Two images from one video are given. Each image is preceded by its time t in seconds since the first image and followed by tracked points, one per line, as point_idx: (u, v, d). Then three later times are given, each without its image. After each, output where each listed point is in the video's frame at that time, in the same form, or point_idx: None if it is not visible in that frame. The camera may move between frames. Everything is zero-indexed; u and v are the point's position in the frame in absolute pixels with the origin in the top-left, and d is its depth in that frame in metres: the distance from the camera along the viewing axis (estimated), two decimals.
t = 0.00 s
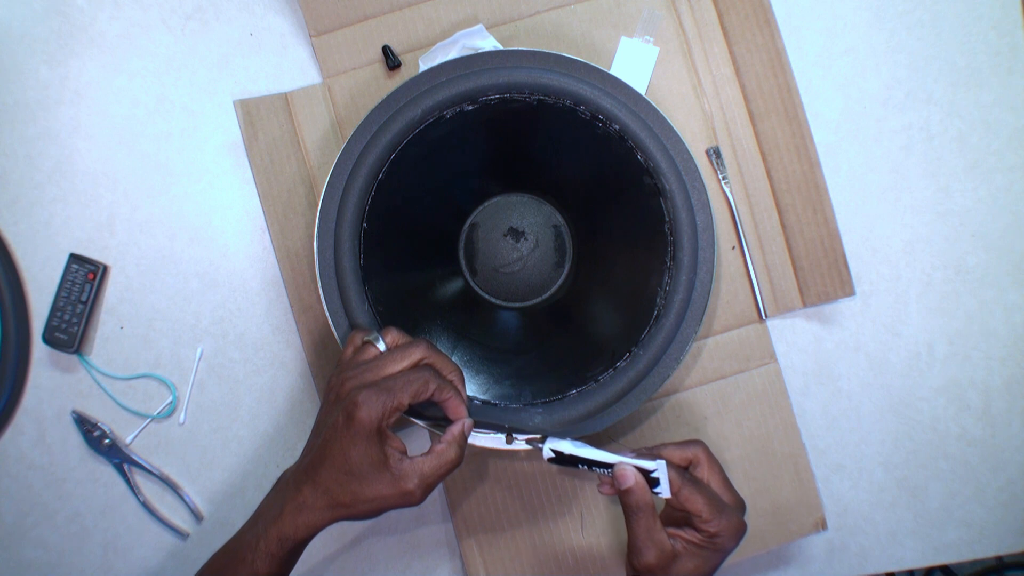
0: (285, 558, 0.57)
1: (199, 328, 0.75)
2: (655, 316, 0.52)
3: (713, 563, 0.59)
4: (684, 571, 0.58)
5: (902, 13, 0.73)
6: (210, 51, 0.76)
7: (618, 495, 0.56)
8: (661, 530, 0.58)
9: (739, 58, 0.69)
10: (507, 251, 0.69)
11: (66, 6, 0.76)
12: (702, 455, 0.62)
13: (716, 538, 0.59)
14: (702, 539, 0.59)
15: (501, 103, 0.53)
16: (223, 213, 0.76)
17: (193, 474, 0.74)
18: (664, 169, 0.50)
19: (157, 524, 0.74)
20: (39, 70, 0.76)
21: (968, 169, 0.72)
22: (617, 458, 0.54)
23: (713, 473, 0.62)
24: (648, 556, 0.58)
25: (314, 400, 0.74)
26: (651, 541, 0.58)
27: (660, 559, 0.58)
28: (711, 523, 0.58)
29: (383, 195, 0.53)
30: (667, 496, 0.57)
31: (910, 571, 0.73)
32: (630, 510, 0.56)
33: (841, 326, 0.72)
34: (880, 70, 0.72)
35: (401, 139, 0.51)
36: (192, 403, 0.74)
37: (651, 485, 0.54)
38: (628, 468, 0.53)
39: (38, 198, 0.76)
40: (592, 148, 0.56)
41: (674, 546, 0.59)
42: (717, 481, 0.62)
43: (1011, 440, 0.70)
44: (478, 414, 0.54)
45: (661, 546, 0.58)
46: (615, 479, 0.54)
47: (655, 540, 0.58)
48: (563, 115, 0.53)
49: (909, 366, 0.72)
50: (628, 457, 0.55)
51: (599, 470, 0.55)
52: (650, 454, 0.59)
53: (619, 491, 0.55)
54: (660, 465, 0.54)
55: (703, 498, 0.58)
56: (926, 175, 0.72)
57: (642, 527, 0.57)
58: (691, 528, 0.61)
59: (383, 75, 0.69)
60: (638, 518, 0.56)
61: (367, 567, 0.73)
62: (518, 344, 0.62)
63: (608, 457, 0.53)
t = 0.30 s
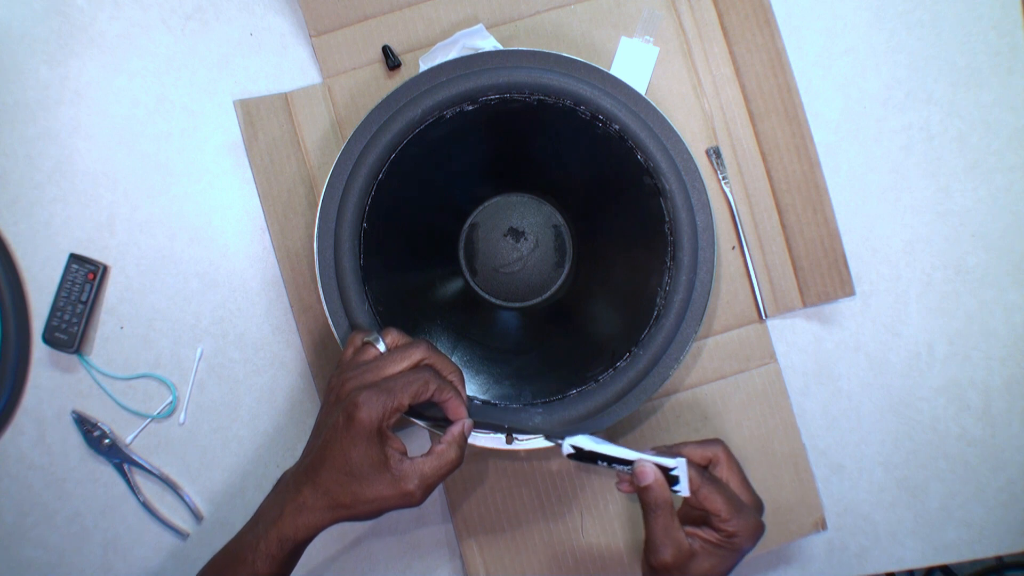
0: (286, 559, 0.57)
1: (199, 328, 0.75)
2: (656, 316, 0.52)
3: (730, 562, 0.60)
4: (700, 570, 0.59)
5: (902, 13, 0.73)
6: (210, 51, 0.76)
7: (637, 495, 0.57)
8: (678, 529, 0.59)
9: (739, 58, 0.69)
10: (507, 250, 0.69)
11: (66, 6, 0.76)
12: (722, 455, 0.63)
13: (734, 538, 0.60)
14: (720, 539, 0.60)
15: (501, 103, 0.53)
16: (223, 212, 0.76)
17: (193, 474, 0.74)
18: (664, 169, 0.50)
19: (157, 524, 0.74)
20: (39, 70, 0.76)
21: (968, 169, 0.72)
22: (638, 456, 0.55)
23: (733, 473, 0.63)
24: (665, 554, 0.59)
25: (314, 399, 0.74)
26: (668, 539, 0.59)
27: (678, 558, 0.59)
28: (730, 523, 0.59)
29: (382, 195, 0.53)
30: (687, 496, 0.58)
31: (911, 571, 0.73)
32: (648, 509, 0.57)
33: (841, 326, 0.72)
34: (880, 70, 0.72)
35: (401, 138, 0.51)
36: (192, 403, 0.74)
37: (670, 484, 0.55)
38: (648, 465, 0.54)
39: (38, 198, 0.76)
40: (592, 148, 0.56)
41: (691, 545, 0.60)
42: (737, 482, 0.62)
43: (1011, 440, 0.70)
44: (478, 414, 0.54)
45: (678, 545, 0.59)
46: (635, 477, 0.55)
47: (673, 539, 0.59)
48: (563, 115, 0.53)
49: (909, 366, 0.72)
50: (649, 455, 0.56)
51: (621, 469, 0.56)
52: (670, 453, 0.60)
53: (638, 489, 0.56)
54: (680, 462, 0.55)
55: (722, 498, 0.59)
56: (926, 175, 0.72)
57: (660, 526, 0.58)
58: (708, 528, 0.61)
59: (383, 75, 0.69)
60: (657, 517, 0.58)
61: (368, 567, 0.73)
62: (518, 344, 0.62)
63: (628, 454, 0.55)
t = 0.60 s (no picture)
0: (286, 560, 0.57)
1: (199, 328, 0.75)
2: (655, 317, 0.52)
3: (752, 559, 0.60)
4: (720, 566, 0.58)
5: (902, 13, 0.73)
6: (210, 51, 0.76)
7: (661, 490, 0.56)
8: (701, 524, 0.58)
9: (739, 58, 0.69)
10: (507, 250, 0.69)
11: (66, 6, 0.76)
12: (746, 453, 0.63)
13: (757, 533, 0.59)
14: (741, 536, 0.60)
15: (501, 103, 0.53)
16: (223, 212, 0.76)
17: (193, 474, 0.74)
18: (664, 169, 0.50)
19: (157, 524, 0.74)
20: (39, 70, 0.76)
21: (968, 169, 0.72)
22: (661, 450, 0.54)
23: (756, 470, 0.62)
24: (687, 550, 0.58)
25: (314, 399, 0.74)
26: (690, 535, 0.58)
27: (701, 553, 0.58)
28: (752, 520, 0.59)
29: (382, 194, 0.53)
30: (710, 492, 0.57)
31: (911, 571, 0.73)
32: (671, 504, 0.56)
33: (841, 326, 0.72)
34: (880, 70, 0.72)
35: (401, 138, 0.51)
36: (191, 403, 0.74)
37: (694, 479, 0.55)
38: (672, 459, 0.54)
39: (38, 198, 0.76)
40: (592, 148, 0.56)
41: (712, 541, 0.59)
42: (761, 480, 0.62)
43: (1011, 440, 0.70)
44: (478, 414, 0.54)
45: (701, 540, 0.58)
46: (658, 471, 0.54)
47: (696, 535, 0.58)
48: (563, 115, 0.53)
49: (909, 366, 0.72)
50: (672, 450, 0.55)
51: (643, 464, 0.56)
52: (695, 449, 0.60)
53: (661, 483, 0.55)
54: (704, 458, 0.54)
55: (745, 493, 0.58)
56: (926, 175, 0.72)
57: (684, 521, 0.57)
58: (730, 525, 0.61)
59: (383, 75, 0.69)
60: (680, 512, 0.56)
61: (368, 567, 0.73)
62: (518, 344, 0.62)
63: (652, 449, 0.54)
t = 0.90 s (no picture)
0: (287, 560, 0.57)
1: (199, 328, 0.75)
2: (655, 317, 0.52)
3: (775, 552, 0.60)
4: (744, 558, 0.59)
5: (902, 13, 0.73)
6: (210, 51, 0.76)
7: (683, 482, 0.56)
8: (724, 517, 0.57)
9: (739, 58, 0.69)
10: (507, 250, 0.69)
11: (66, 6, 0.76)
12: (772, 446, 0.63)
13: (779, 525, 0.59)
14: (765, 529, 0.60)
15: (501, 103, 0.53)
16: (223, 212, 0.76)
17: (193, 474, 0.74)
18: (664, 169, 0.50)
19: (157, 524, 0.74)
20: (39, 70, 0.76)
21: (968, 169, 0.72)
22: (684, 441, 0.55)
23: (780, 463, 0.63)
24: (710, 542, 0.57)
25: (314, 399, 0.74)
26: (715, 528, 0.57)
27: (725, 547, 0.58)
28: (777, 512, 0.59)
29: (382, 194, 0.53)
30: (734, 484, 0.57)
31: (911, 571, 0.73)
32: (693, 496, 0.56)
33: (841, 326, 0.72)
34: (880, 70, 0.72)
35: (402, 139, 0.51)
36: (192, 403, 0.74)
37: (717, 471, 0.55)
38: (697, 450, 0.54)
39: (38, 198, 0.76)
40: (593, 148, 0.56)
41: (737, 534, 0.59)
42: (784, 473, 0.63)
43: (1011, 440, 0.70)
44: (478, 414, 0.54)
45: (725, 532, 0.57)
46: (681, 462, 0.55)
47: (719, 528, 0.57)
48: (563, 115, 0.53)
49: (909, 366, 0.72)
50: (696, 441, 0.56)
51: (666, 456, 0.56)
52: (718, 441, 0.60)
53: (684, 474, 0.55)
54: (729, 449, 0.55)
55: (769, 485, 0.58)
56: (926, 175, 0.72)
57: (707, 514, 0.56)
58: (754, 518, 0.61)
59: (383, 74, 0.69)
60: (703, 504, 0.56)
61: (368, 567, 0.73)
62: (518, 344, 0.62)
63: (678, 440, 0.55)
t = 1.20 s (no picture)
0: (288, 562, 0.57)
1: (199, 328, 0.75)
2: (655, 316, 0.52)
3: (794, 544, 0.60)
4: (761, 550, 0.59)
5: (902, 13, 0.73)
6: (210, 51, 0.76)
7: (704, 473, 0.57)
8: (744, 508, 0.58)
9: (739, 58, 0.69)
10: (507, 250, 0.69)
11: (66, 6, 0.76)
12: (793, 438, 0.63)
13: (798, 519, 0.59)
14: (785, 520, 0.60)
15: (501, 103, 0.53)
16: (223, 212, 0.76)
17: (193, 474, 0.74)
18: (664, 169, 0.50)
19: (158, 524, 0.74)
20: (39, 70, 0.76)
21: (968, 169, 0.72)
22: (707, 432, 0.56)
23: (800, 456, 0.62)
24: (728, 533, 0.58)
25: (314, 399, 0.74)
26: (733, 518, 0.58)
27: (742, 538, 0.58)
28: (796, 504, 0.59)
29: (382, 194, 0.53)
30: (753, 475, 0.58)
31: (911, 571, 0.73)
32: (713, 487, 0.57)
33: (841, 326, 0.72)
34: (880, 70, 0.72)
35: (401, 139, 0.51)
36: (192, 403, 0.74)
37: (738, 462, 0.56)
38: (718, 440, 0.55)
39: (37, 198, 0.76)
40: (593, 148, 0.56)
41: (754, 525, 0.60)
42: (805, 466, 0.62)
43: (1011, 440, 0.71)
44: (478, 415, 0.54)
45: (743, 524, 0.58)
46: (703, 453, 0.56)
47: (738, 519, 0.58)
48: (563, 115, 0.53)
49: (909, 366, 0.72)
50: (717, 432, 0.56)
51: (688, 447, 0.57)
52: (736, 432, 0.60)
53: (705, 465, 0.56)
54: (750, 441, 0.56)
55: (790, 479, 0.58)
56: (926, 175, 0.72)
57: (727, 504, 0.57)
58: (773, 510, 0.61)
59: (383, 74, 0.69)
60: (722, 495, 0.57)
61: (368, 567, 0.73)
62: (518, 343, 0.62)
63: (699, 431, 0.56)
